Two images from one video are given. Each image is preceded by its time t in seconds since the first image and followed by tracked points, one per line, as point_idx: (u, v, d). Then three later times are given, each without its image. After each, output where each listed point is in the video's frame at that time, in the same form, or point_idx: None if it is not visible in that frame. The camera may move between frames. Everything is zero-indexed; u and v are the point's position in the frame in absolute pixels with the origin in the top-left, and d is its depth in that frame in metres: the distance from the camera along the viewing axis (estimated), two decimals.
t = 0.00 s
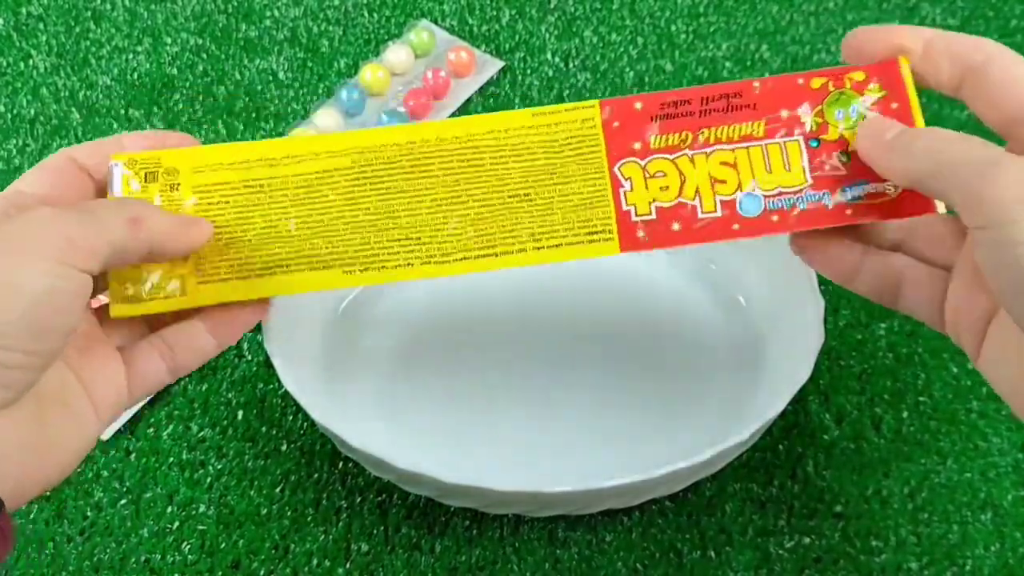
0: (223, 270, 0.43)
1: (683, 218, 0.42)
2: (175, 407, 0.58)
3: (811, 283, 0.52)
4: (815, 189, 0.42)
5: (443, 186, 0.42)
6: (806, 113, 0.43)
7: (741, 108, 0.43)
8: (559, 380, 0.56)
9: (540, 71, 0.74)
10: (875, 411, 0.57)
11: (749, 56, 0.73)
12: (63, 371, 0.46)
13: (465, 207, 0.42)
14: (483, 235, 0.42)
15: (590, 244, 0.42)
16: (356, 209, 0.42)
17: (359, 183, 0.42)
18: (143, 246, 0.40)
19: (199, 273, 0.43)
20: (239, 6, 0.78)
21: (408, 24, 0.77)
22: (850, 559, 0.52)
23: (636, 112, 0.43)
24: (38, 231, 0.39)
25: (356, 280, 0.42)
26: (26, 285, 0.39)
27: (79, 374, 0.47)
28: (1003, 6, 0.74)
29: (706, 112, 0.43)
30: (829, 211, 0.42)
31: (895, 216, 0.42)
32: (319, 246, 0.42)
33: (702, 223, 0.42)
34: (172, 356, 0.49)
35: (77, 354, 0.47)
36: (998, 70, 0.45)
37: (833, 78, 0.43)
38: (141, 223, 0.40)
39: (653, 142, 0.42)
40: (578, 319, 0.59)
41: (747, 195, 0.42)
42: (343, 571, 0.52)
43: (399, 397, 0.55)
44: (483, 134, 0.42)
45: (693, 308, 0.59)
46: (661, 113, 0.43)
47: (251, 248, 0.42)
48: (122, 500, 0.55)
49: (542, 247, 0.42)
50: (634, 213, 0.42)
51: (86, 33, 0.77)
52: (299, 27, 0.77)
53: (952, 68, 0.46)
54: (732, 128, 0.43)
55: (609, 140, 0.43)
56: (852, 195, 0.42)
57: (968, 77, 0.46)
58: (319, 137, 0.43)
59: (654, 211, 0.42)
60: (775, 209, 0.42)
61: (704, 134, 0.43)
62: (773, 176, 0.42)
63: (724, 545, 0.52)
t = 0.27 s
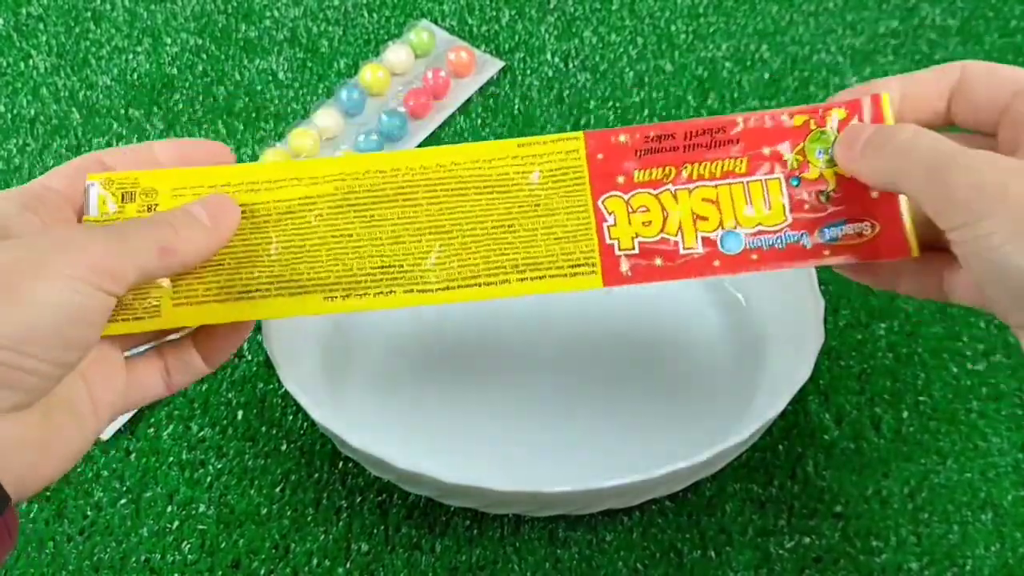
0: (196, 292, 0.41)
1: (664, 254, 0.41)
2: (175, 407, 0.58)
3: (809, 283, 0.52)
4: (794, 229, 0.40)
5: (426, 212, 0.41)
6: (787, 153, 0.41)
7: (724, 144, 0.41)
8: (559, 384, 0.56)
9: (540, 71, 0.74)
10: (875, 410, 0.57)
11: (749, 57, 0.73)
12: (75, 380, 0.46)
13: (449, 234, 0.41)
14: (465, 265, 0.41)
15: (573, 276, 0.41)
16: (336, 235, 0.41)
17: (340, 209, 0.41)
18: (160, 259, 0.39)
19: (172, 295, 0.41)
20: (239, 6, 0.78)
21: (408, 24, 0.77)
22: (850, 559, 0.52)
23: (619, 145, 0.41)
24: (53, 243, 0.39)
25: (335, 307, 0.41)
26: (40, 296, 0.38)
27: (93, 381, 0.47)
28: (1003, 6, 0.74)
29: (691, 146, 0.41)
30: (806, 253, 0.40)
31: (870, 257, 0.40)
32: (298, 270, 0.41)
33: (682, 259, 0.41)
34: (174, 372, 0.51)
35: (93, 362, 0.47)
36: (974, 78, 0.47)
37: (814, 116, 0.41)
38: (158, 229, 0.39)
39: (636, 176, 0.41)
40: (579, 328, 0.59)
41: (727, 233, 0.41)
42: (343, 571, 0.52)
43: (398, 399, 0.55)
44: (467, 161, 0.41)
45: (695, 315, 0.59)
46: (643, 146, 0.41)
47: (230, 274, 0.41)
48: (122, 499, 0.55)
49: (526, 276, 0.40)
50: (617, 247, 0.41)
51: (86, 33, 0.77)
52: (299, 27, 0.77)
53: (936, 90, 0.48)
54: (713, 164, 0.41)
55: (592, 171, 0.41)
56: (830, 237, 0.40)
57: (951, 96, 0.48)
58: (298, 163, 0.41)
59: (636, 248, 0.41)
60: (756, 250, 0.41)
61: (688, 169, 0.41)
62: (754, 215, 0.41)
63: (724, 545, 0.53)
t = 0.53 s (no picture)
0: (197, 275, 0.41)
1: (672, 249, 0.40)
2: (175, 407, 0.58)
3: (808, 286, 0.52)
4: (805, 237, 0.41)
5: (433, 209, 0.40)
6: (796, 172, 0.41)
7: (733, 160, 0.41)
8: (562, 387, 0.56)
9: (541, 71, 0.74)
10: (875, 410, 0.57)
11: (749, 56, 0.73)
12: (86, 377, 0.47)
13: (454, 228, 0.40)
14: (471, 255, 0.40)
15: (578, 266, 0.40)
16: (340, 227, 0.40)
17: (346, 207, 0.40)
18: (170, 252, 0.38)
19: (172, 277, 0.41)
20: (239, 6, 0.78)
21: (408, 24, 0.77)
22: (849, 559, 0.52)
23: (630, 156, 0.41)
24: (59, 238, 0.39)
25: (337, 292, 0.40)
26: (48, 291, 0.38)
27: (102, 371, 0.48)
28: (1004, 6, 0.74)
29: (701, 161, 0.41)
30: (818, 254, 0.40)
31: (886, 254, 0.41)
32: (300, 257, 0.40)
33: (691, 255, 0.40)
34: (178, 358, 0.52)
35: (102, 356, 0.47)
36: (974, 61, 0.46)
37: (824, 139, 0.42)
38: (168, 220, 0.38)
39: (644, 187, 0.41)
40: (583, 333, 0.58)
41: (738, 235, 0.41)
42: (343, 571, 0.52)
43: (400, 401, 0.55)
44: (477, 163, 0.40)
45: (700, 318, 0.59)
46: (652, 160, 0.41)
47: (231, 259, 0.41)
48: (122, 500, 0.55)
49: (530, 266, 0.40)
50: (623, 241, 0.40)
51: (86, 33, 0.77)
52: (299, 27, 0.77)
53: (938, 83, 0.48)
54: (722, 180, 0.41)
55: (601, 175, 0.41)
56: (840, 241, 0.41)
57: (957, 84, 0.47)
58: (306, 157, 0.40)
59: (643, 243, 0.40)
60: (766, 251, 0.40)
61: (697, 184, 0.41)
62: (763, 224, 0.41)
63: (724, 545, 0.53)
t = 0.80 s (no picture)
0: (206, 278, 0.41)
1: (681, 239, 0.41)
2: (174, 407, 0.58)
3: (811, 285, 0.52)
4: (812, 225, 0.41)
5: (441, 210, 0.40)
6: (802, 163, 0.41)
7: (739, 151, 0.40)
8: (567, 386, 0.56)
9: (540, 72, 0.74)
10: (875, 410, 0.57)
11: (749, 57, 0.73)
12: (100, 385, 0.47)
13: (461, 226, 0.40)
14: (480, 251, 0.40)
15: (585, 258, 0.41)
16: (349, 231, 0.40)
17: (355, 210, 0.39)
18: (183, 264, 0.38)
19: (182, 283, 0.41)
20: (239, 6, 0.78)
21: (408, 24, 0.77)
22: (849, 559, 0.52)
23: (638, 150, 0.40)
24: (72, 248, 0.39)
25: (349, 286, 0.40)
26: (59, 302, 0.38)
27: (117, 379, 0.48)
28: (1004, 6, 0.74)
29: (708, 155, 0.40)
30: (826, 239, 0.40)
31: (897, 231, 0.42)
32: (311, 258, 0.40)
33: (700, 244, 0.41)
34: (190, 363, 0.52)
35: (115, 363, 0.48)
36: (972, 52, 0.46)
37: (829, 134, 0.41)
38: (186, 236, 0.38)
39: (652, 181, 0.40)
40: (587, 334, 0.58)
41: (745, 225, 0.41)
42: (343, 571, 0.52)
43: (402, 401, 0.55)
44: (483, 164, 0.39)
45: (700, 318, 0.58)
46: (659, 153, 0.40)
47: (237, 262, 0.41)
48: (122, 500, 0.55)
49: (539, 259, 0.41)
50: (632, 233, 0.40)
51: (86, 33, 0.77)
52: (299, 27, 0.77)
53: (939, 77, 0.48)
54: (729, 173, 0.41)
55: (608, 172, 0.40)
56: (848, 225, 0.41)
57: (957, 74, 0.47)
58: (310, 161, 0.39)
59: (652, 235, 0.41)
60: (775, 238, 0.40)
61: (703, 177, 0.41)
62: (770, 214, 0.41)
63: (724, 545, 0.53)
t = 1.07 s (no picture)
0: (196, 280, 0.41)
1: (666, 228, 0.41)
2: (174, 407, 0.58)
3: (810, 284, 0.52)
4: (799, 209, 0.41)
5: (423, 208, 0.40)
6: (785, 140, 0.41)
7: (726, 130, 0.41)
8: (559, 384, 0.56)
9: (541, 71, 0.74)
10: (875, 410, 0.57)
11: (750, 56, 0.73)
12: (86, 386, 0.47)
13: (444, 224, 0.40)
14: (465, 245, 0.40)
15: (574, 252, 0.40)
16: (333, 227, 0.40)
17: (339, 205, 0.40)
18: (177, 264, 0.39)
19: (170, 283, 0.41)
20: (239, 6, 0.78)
21: (408, 24, 0.77)
22: (850, 559, 0.52)
23: (621, 133, 0.40)
24: (60, 246, 0.39)
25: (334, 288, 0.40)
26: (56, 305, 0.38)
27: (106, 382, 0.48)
28: (1004, 5, 0.74)
29: (691, 134, 0.41)
30: (813, 228, 0.40)
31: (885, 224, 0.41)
32: (297, 255, 0.40)
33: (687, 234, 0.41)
34: (179, 365, 0.52)
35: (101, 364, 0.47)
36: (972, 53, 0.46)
37: (813, 108, 0.41)
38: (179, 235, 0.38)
39: (637, 166, 0.41)
40: (579, 329, 0.58)
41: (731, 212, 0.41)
42: (343, 571, 0.52)
43: (400, 400, 0.55)
44: (465, 154, 0.40)
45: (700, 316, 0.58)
46: (643, 135, 0.40)
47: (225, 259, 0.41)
48: (122, 500, 0.55)
49: (524, 254, 0.40)
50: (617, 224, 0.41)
51: (86, 33, 0.77)
52: (299, 27, 0.77)
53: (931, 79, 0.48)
54: (714, 153, 0.41)
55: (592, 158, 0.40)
56: (834, 212, 0.41)
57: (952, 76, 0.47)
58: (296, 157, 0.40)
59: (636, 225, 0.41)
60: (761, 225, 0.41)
61: (688, 159, 0.41)
62: (756, 198, 0.41)
63: (724, 545, 0.53)
